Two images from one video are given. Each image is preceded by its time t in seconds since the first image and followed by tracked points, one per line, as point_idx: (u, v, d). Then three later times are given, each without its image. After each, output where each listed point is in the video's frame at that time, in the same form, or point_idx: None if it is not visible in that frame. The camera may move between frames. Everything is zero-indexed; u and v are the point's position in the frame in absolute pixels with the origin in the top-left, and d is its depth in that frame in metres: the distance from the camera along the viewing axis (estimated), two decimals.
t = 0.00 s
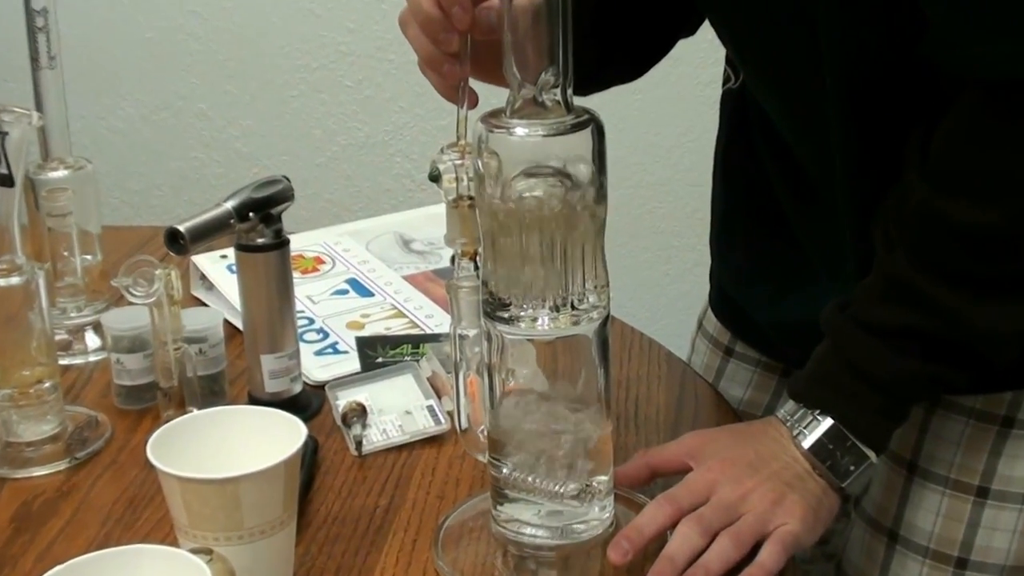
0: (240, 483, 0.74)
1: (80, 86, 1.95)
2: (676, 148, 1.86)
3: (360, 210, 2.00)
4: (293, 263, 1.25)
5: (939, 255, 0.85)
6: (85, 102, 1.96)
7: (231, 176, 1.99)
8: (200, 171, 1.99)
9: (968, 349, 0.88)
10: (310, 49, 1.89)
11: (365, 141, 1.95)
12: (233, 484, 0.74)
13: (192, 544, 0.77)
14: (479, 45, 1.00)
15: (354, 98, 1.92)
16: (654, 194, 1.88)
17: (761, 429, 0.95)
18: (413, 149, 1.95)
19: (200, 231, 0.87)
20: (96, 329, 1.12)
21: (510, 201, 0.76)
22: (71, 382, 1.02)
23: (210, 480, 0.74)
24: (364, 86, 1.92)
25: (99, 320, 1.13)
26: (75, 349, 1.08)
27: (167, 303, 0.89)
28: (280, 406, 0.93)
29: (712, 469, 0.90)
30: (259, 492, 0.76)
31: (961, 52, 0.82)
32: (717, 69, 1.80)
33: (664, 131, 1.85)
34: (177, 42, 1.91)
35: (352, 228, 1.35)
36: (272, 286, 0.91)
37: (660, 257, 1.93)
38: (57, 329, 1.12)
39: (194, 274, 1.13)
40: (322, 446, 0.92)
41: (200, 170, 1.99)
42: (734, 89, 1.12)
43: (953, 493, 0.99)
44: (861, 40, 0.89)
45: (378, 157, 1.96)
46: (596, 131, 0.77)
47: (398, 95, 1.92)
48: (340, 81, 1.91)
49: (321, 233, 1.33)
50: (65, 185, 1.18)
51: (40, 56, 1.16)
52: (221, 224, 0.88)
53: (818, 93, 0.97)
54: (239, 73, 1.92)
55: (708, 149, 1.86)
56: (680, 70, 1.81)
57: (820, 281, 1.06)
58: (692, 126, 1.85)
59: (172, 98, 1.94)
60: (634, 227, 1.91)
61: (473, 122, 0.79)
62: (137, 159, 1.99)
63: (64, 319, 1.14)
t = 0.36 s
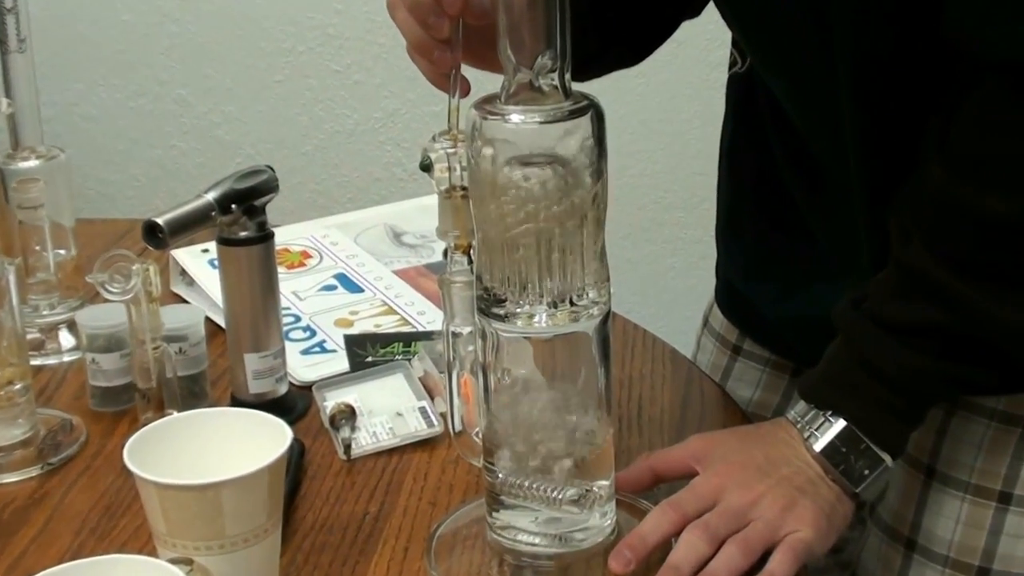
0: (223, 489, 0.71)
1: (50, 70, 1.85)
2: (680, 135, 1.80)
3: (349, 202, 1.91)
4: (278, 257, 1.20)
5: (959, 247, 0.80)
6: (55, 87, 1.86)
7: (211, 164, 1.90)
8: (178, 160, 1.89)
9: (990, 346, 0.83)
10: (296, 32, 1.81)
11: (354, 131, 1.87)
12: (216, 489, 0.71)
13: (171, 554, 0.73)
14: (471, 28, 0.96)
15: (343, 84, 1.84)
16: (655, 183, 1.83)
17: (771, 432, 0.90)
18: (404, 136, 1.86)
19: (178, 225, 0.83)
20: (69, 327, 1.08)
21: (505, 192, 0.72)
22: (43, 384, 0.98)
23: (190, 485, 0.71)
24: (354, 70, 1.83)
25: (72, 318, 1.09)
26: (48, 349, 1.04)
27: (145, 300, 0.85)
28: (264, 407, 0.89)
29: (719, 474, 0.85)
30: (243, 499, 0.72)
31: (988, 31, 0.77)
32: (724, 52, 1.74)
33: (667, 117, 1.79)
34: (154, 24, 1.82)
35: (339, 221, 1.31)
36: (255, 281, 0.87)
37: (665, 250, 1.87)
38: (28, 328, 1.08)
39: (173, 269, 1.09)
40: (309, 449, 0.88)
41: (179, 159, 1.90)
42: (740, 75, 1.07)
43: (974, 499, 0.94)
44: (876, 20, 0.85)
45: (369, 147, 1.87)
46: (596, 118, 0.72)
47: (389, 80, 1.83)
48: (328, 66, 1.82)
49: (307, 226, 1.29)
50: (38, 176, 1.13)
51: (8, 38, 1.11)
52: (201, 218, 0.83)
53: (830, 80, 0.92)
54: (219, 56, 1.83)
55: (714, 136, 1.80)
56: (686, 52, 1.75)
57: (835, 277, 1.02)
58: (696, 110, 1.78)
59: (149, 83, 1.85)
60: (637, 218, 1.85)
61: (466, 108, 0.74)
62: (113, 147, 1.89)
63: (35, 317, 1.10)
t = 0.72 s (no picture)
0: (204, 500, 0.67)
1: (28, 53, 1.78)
2: (689, 124, 1.72)
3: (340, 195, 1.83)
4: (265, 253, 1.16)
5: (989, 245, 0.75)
6: (34, 71, 1.79)
7: (195, 154, 1.82)
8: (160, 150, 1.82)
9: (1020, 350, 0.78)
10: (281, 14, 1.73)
11: (347, 122, 1.78)
12: (197, 500, 0.67)
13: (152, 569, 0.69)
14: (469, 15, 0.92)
15: (334, 70, 1.75)
16: (664, 176, 1.74)
17: (786, 440, 0.85)
18: (397, 127, 1.78)
19: (160, 220, 0.78)
20: (43, 328, 1.03)
21: (506, 185, 0.67)
22: (14, 388, 0.93)
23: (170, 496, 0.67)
24: (344, 56, 1.74)
25: (47, 318, 1.05)
26: (20, 351, 0.99)
27: (124, 299, 0.80)
28: (250, 413, 0.84)
29: (732, 485, 0.80)
30: (227, 511, 0.68)
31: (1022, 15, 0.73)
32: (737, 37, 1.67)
33: (677, 105, 1.71)
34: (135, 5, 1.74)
35: (328, 216, 1.26)
36: (241, 280, 0.82)
37: (674, 247, 1.79)
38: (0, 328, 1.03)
39: (153, 265, 1.05)
40: (298, 457, 0.83)
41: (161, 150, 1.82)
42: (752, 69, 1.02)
43: (1004, 513, 0.89)
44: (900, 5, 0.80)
45: (360, 139, 1.79)
46: (601, 109, 0.67)
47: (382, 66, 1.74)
48: (316, 50, 1.74)
49: (296, 221, 1.24)
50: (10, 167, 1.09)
51: None
52: (184, 211, 0.79)
53: (850, 70, 0.87)
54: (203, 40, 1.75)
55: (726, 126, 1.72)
56: (697, 37, 1.67)
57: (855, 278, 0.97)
58: (708, 97, 1.70)
59: (131, 69, 1.78)
60: (645, 213, 1.77)
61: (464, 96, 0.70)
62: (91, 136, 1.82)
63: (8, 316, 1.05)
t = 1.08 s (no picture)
0: (187, 511, 0.63)
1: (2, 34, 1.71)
2: (699, 115, 1.66)
3: (329, 189, 1.76)
4: (251, 250, 1.11)
5: None
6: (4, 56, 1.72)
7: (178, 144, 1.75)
8: (138, 142, 1.75)
9: None
10: None
11: (340, 113, 1.71)
12: (178, 510, 0.63)
13: None
14: None
15: (326, 57, 1.69)
16: (673, 170, 1.69)
17: (803, 451, 0.80)
18: (392, 117, 1.71)
19: (141, 214, 0.73)
20: (15, 327, 0.99)
21: (507, 178, 0.62)
22: None
23: (150, 506, 0.63)
24: (337, 42, 1.67)
25: (19, 318, 1.00)
26: None
27: (101, 297, 0.76)
28: (235, 418, 0.80)
29: (744, 497, 0.76)
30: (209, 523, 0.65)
31: None
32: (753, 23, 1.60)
33: (691, 94, 1.65)
34: None
35: (319, 210, 1.22)
36: (225, 277, 0.78)
37: (683, 246, 1.74)
38: None
39: (133, 262, 1.01)
40: (285, 466, 0.78)
41: (140, 140, 1.75)
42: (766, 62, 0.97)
43: None
44: None
45: (352, 130, 1.72)
46: (609, 97, 0.62)
47: (376, 52, 1.68)
48: (307, 36, 1.67)
49: (286, 216, 1.19)
50: None
51: None
52: (168, 204, 0.74)
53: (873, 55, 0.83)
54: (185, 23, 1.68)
55: (739, 118, 1.66)
56: (711, 24, 1.61)
57: (876, 280, 0.93)
58: (721, 87, 1.64)
59: (107, 54, 1.71)
60: (653, 209, 1.71)
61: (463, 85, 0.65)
62: (59, 125, 1.75)
63: None
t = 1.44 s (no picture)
0: (167, 523, 0.61)
1: None
2: (709, 104, 1.60)
3: (318, 181, 1.71)
4: (235, 247, 1.07)
5: None
6: None
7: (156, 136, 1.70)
8: (113, 133, 1.71)
9: None
10: None
11: (331, 103, 1.66)
12: (158, 523, 0.60)
13: None
14: None
15: (314, 43, 1.63)
16: (682, 163, 1.63)
17: (823, 462, 0.76)
18: (386, 107, 1.66)
19: (117, 210, 0.69)
20: None
21: (505, 167, 0.57)
22: None
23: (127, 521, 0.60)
24: (324, 27, 1.62)
25: None
26: None
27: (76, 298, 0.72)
28: (217, 427, 0.75)
29: (758, 509, 0.71)
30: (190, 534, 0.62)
31: None
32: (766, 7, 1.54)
33: (703, 82, 1.59)
34: None
35: (305, 206, 1.17)
36: (207, 277, 0.73)
37: (693, 243, 1.69)
38: None
39: (108, 262, 0.98)
40: (271, 476, 0.74)
41: (116, 130, 1.70)
42: (779, 53, 0.94)
43: None
44: None
45: (341, 120, 1.67)
46: (613, 83, 0.57)
47: (369, 39, 1.62)
48: (291, 19, 1.62)
49: (274, 211, 1.15)
50: None
51: None
52: (146, 199, 0.70)
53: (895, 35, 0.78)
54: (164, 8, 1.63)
55: (751, 108, 1.60)
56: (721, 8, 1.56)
57: (897, 280, 0.88)
58: (735, 75, 1.58)
59: (81, 41, 1.66)
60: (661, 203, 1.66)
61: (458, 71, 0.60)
62: (36, 116, 1.71)
63: None
